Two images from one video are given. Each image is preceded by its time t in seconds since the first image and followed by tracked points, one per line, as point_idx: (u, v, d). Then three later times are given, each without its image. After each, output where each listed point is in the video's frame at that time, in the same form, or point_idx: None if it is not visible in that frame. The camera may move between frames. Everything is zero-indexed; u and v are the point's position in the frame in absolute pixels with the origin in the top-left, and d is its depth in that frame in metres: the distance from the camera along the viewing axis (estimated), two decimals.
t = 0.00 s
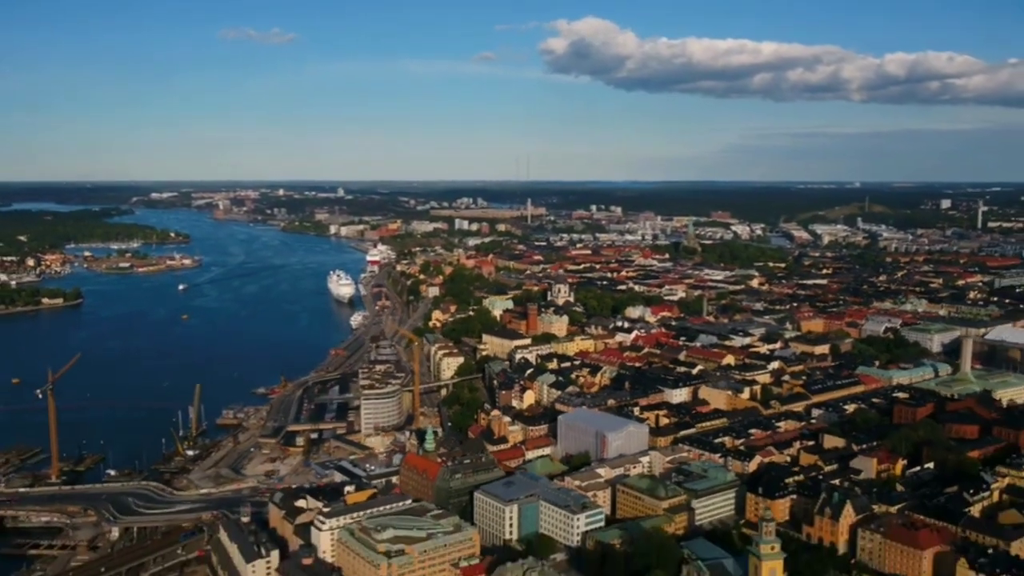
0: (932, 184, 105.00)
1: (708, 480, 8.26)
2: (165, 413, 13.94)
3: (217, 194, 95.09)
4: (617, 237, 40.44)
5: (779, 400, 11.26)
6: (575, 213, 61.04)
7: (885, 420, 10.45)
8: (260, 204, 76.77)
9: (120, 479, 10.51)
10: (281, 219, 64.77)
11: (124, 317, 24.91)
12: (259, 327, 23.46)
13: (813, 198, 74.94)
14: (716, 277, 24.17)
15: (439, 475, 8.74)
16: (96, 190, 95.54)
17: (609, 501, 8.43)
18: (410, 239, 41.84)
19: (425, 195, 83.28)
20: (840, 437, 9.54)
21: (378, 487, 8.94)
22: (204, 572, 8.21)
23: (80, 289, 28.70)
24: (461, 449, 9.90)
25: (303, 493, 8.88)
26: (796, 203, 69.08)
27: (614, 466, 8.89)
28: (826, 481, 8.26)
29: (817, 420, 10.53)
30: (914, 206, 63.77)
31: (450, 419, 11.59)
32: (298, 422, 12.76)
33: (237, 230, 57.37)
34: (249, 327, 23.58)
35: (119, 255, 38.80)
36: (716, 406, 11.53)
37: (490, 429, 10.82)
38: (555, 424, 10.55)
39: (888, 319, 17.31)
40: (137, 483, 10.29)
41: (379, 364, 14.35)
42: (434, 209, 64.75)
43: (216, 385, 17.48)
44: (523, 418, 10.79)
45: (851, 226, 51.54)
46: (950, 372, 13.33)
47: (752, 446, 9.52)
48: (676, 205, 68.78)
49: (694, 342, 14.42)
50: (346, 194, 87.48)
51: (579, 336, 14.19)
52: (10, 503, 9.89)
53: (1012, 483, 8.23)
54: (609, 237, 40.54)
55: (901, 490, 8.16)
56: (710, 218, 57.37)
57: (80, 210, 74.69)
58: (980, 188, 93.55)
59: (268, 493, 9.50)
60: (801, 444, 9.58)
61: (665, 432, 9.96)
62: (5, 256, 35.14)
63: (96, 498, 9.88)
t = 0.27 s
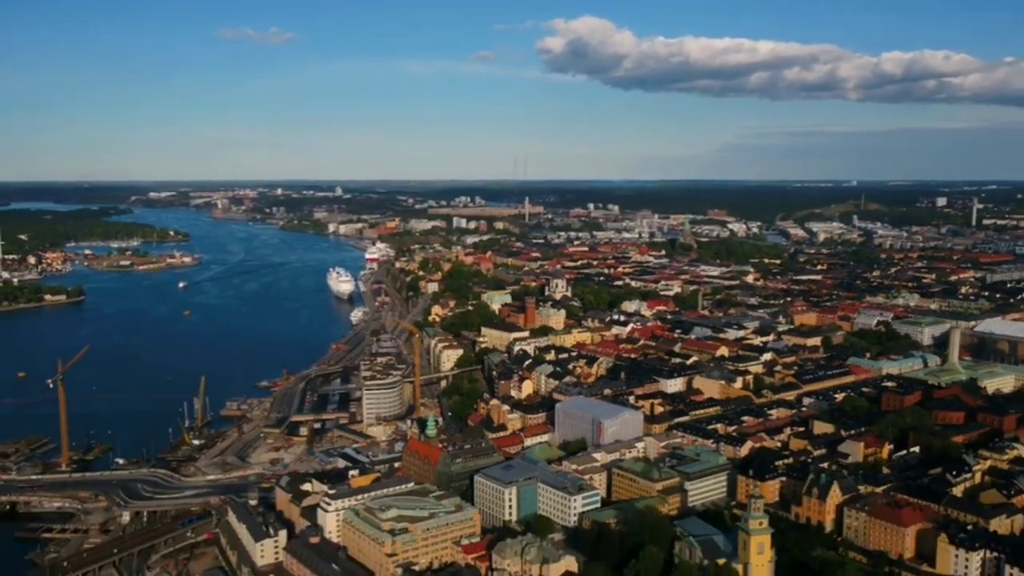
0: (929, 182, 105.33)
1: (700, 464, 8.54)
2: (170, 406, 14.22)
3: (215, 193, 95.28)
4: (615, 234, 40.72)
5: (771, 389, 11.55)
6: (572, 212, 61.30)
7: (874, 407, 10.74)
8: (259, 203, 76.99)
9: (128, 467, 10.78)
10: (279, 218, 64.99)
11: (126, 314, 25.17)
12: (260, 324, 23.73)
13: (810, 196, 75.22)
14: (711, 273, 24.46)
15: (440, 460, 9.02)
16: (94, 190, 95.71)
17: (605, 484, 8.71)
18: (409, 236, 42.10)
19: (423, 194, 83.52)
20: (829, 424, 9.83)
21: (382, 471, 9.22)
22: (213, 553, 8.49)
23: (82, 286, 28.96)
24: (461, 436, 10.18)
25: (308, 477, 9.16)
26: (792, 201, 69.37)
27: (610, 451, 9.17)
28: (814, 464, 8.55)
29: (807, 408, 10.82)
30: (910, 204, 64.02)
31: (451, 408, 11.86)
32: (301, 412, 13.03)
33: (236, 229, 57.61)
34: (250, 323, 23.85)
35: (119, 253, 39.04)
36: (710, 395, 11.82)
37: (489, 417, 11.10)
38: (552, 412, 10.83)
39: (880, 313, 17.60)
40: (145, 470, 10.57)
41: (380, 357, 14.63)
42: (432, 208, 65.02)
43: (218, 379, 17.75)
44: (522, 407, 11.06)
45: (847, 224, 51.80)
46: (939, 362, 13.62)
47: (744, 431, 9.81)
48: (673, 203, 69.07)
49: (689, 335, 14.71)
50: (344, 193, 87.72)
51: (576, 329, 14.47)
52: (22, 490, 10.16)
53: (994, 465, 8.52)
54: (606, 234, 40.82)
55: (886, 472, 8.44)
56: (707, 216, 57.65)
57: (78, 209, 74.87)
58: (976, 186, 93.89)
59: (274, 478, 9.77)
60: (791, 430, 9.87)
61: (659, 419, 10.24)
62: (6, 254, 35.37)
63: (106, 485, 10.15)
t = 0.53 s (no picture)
0: (925, 182, 105.69)
1: (693, 450, 8.81)
2: (175, 399, 14.48)
3: (214, 193, 95.49)
4: (612, 233, 41.00)
5: (763, 380, 11.83)
6: (570, 211, 61.57)
7: (863, 396, 11.02)
8: (257, 203, 77.21)
9: (136, 456, 11.05)
10: (278, 217, 65.20)
11: (128, 311, 25.43)
12: (261, 321, 23.99)
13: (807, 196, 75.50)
14: (708, 270, 24.74)
15: (441, 447, 9.28)
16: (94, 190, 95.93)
17: (601, 469, 8.98)
18: (408, 235, 42.37)
19: (421, 194, 83.78)
20: (820, 412, 10.12)
21: (384, 458, 9.48)
22: (221, 536, 8.75)
23: (84, 284, 29.21)
24: (461, 425, 10.44)
25: (313, 464, 9.42)
26: (789, 201, 69.65)
27: (606, 438, 9.43)
28: (803, 449, 8.82)
29: (799, 398, 11.10)
30: (906, 204, 64.30)
31: (451, 399, 12.12)
32: (304, 404, 13.28)
33: (236, 228, 57.86)
34: (251, 320, 24.11)
35: (120, 252, 39.27)
36: (704, 386, 12.10)
37: (489, 407, 11.36)
38: (550, 402, 11.10)
39: (872, 308, 17.89)
40: (153, 459, 10.83)
41: (381, 350, 14.91)
42: (431, 208, 65.33)
43: (221, 374, 18.01)
44: (520, 397, 11.33)
45: (844, 223, 52.07)
46: (929, 355, 13.90)
47: (737, 420, 10.08)
48: (671, 203, 69.35)
49: (684, 329, 14.98)
50: (343, 193, 87.97)
51: (573, 323, 14.75)
52: (33, 477, 10.42)
53: (978, 449, 8.81)
54: (604, 233, 41.10)
55: (873, 457, 8.72)
56: (704, 215, 57.95)
57: (78, 209, 75.09)
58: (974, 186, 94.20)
59: (279, 465, 10.04)
60: (782, 418, 10.14)
61: (654, 408, 10.52)
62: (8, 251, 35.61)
63: (115, 473, 10.41)
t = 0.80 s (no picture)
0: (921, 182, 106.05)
1: (686, 435, 9.10)
2: (179, 391, 14.74)
3: (212, 193, 95.69)
4: (609, 232, 41.28)
5: (755, 371, 12.12)
6: (568, 211, 61.83)
7: (852, 385, 11.32)
8: (256, 203, 77.39)
9: (144, 444, 11.32)
10: (276, 217, 65.40)
11: (130, 308, 25.68)
12: (262, 317, 24.26)
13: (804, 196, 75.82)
14: (703, 267, 25.05)
15: (441, 433, 9.57)
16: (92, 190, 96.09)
17: (596, 455, 9.26)
18: (406, 235, 42.62)
19: (419, 194, 84.03)
20: (810, 400, 10.42)
21: (386, 444, 9.77)
22: (228, 519, 9.03)
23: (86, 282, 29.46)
24: (461, 413, 10.72)
25: (317, 450, 9.71)
26: (786, 201, 69.94)
27: (602, 425, 9.72)
28: (792, 435, 9.11)
29: (789, 387, 11.40)
30: (902, 204, 64.61)
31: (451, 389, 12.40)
32: (306, 396, 13.56)
33: (235, 228, 58.09)
34: (252, 316, 24.38)
35: (120, 250, 39.51)
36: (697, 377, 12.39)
37: (487, 397, 11.64)
38: (547, 391, 11.39)
39: (864, 303, 18.20)
40: (160, 446, 11.11)
41: (382, 344, 15.19)
42: (429, 207, 65.60)
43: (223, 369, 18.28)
44: (518, 387, 11.62)
45: (839, 222, 52.38)
46: (918, 348, 14.19)
47: (728, 407, 10.37)
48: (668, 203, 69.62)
49: (679, 323, 15.28)
50: (341, 193, 88.22)
51: (570, 317, 15.03)
52: (44, 464, 10.69)
53: (961, 434, 9.10)
54: (601, 232, 41.38)
55: (860, 441, 9.02)
56: (701, 215, 58.25)
57: (77, 208, 75.26)
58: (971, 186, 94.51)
59: (284, 452, 10.31)
60: (773, 405, 10.44)
61: (649, 397, 10.81)
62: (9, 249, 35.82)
63: (124, 460, 10.69)
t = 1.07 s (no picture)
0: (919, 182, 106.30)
1: (680, 421, 9.35)
2: (184, 384, 14.98)
3: (211, 193, 95.84)
4: (607, 230, 41.53)
5: (749, 361, 12.38)
6: (565, 210, 62.05)
7: (843, 374, 11.58)
8: (255, 203, 77.55)
9: (151, 434, 11.56)
10: (275, 216, 65.56)
11: (132, 305, 25.88)
12: (263, 313, 24.49)
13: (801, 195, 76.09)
14: (699, 264, 25.31)
15: (442, 420, 9.83)
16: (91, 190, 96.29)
17: (593, 441, 9.52)
18: (405, 233, 42.85)
19: (417, 194, 84.26)
20: (802, 388, 10.68)
21: (389, 430, 10.02)
22: (235, 503, 9.29)
23: (88, 279, 29.68)
24: (461, 401, 10.97)
25: (322, 436, 9.96)
26: (783, 200, 70.16)
27: (599, 412, 9.98)
28: (784, 420, 9.37)
29: (782, 376, 11.66)
30: (899, 203, 64.89)
31: (451, 379, 12.66)
32: (309, 387, 13.81)
33: (234, 227, 58.30)
34: (253, 313, 24.61)
35: (120, 249, 39.69)
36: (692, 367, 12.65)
37: (487, 387, 11.90)
38: (546, 381, 11.65)
39: (857, 298, 18.48)
40: (168, 436, 11.36)
41: (383, 337, 15.44)
42: (427, 207, 65.84)
43: (226, 362, 18.51)
44: (518, 377, 11.88)
45: (836, 221, 52.67)
46: (909, 340, 14.46)
47: (722, 395, 10.64)
48: (665, 203, 69.85)
49: (675, 317, 15.53)
50: (340, 194, 88.43)
51: (568, 311, 15.30)
52: (54, 452, 10.94)
53: (947, 420, 9.37)
54: (599, 230, 41.63)
55: (850, 427, 9.28)
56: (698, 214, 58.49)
57: (76, 208, 75.40)
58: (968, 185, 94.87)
59: (288, 439, 10.57)
60: (766, 393, 10.70)
61: (645, 386, 11.07)
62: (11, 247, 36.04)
63: (133, 448, 10.94)
